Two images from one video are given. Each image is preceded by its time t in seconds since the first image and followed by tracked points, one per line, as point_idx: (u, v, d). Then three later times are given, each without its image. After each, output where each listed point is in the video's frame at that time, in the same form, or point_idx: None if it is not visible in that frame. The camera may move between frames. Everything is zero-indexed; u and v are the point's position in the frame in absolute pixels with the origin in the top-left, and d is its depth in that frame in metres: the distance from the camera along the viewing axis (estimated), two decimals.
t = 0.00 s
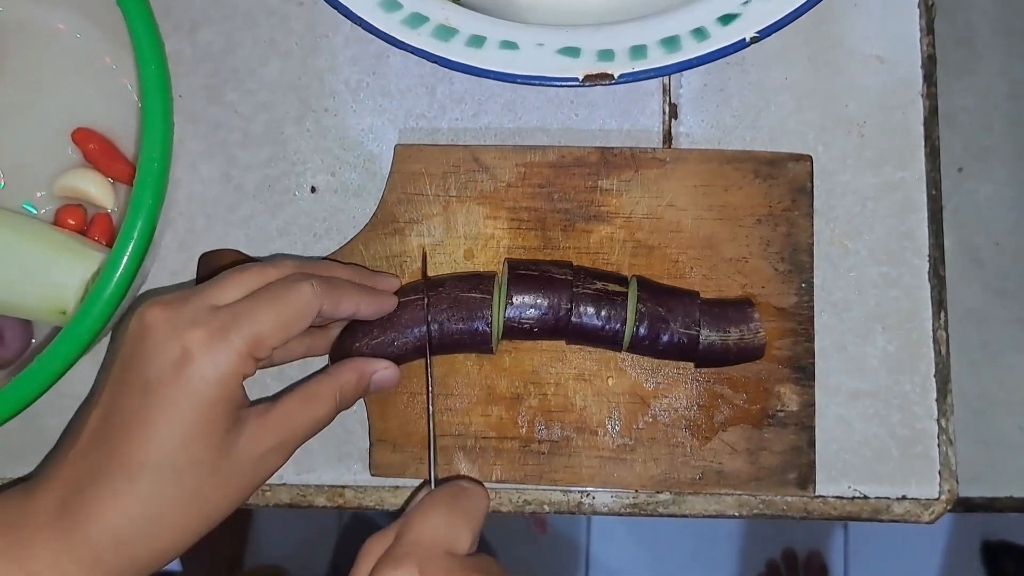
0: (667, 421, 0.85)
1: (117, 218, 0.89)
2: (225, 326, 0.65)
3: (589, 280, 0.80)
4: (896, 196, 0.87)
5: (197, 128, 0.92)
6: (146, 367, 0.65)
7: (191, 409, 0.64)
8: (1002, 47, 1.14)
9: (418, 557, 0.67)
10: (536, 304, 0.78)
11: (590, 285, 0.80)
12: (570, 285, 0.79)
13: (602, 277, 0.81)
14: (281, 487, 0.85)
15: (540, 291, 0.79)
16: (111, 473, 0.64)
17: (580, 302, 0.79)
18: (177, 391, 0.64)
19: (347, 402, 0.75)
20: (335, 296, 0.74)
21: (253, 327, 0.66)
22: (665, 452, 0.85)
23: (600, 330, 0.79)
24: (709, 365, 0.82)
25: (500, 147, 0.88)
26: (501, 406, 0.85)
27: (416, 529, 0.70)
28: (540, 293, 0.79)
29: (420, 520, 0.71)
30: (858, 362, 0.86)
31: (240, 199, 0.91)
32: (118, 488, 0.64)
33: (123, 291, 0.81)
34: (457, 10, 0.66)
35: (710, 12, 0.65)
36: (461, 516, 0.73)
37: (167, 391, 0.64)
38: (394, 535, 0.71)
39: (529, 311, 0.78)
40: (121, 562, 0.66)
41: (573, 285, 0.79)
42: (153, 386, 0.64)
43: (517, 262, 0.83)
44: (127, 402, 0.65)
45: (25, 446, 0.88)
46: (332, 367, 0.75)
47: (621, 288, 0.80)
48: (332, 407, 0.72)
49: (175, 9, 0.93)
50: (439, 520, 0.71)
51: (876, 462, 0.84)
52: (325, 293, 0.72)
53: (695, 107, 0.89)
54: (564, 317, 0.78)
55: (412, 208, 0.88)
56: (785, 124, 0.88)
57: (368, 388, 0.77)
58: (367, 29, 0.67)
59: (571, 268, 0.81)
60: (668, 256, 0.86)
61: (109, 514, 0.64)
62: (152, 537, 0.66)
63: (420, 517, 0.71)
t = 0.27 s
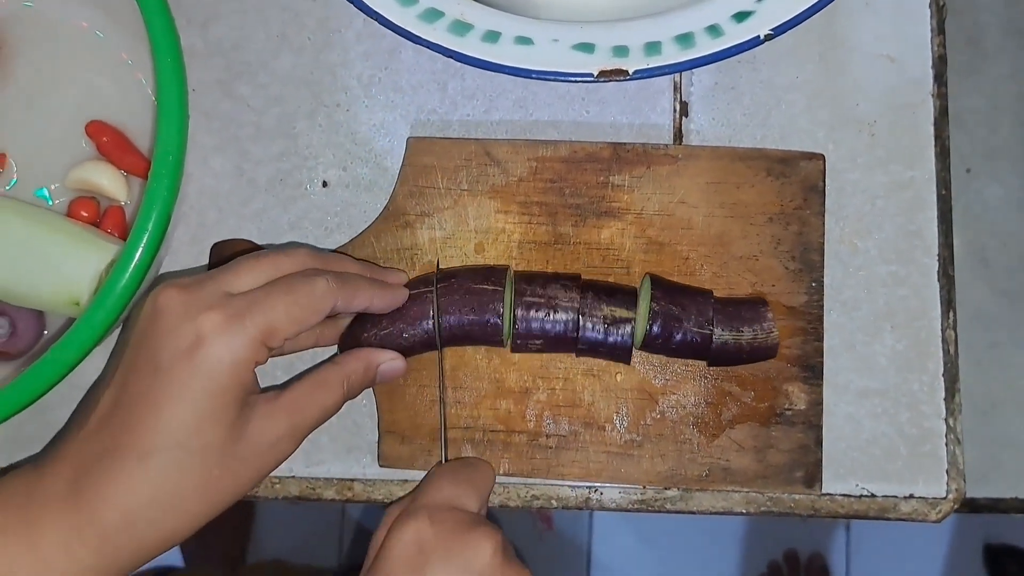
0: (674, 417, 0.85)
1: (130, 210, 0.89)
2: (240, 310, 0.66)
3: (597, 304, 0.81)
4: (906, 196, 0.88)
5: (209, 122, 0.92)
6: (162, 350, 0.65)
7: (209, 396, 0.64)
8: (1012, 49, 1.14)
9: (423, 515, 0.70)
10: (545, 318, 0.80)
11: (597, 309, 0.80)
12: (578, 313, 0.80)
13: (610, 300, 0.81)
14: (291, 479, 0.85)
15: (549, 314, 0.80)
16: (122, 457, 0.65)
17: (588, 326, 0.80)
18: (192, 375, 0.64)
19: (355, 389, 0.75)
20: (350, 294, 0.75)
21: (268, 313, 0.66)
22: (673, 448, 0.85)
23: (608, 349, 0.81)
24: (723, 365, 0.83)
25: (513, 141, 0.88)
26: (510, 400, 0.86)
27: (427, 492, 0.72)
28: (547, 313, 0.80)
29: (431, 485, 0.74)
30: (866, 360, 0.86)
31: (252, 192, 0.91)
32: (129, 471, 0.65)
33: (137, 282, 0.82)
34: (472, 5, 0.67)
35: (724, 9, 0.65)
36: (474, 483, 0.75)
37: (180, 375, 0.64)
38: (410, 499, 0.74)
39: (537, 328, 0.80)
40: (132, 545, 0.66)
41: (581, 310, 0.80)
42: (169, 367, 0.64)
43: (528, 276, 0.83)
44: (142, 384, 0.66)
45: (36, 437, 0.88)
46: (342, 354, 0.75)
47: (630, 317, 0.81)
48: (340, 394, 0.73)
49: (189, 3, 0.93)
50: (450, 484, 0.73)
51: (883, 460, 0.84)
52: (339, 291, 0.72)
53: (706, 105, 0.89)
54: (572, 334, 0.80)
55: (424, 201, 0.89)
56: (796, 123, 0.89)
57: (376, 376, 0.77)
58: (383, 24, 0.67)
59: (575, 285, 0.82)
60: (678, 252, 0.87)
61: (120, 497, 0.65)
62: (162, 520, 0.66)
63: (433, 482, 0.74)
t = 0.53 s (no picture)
0: (686, 414, 0.85)
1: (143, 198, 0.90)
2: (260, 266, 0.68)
3: (629, 295, 0.81)
4: (921, 196, 0.88)
5: (226, 114, 0.93)
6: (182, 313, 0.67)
7: (229, 368, 0.65)
8: None
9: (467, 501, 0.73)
10: (576, 310, 0.81)
11: (630, 301, 0.81)
12: (609, 306, 0.80)
13: (643, 292, 0.81)
14: (303, 471, 0.85)
15: (581, 305, 0.80)
16: (137, 430, 0.65)
17: (619, 318, 0.80)
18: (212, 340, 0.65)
19: (390, 390, 0.75)
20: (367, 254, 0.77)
21: (287, 270, 0.69)
22: (684, 445, 0.85)
23: (640, 342, 0.82)
24: (748, 365, 0.84)
25: (529, 137, 0.89)
26: (522, 393, 0.86)
27: (471, 478, 0.76)
28: (579, 303, 0.80)
29: (472, 472, 0.77)
30: (879, 359, 0.86)
31: (267, 185, 0.92)
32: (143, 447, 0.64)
33: (151, 270, 0.82)
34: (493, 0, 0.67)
35: (744, 6, 0.65)
36: (512, 472, 0.78)
37: (198, 340, 0.65)
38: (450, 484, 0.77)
39: (569, 319, 0.81)
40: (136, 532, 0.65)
41: (613, 301, 0.80)
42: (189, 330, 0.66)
43: (560, 267, 0.83)
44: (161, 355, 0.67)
45: (50, 425, 0.89)
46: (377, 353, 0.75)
47: (661, 309, 0.81)
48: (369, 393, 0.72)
49: None
50: (491, 473, 0.76)
51: (895, 460, 0.84)
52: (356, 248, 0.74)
53: (722, 103, 0.89)
54: (604, 325, 0.81)
55: (439, 195, 0.89)
56: (811, 121, 0.89)
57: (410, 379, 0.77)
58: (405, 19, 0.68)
59: (607, 276, 0.82)
60: (692, 249, 0.87)
61: (130, 475, 0.64)
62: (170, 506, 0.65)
63: (473, 471, 0.77)
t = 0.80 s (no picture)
0: (694, 412, 0.85)
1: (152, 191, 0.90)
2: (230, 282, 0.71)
3: (658, 303, 0.80)
4: (934, 195, 0.87)
5: (235, 107, 0.92)
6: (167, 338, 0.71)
7: (213, 368, 0.67)
8: None
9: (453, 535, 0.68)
10: (604, 313, 0.80)
11: (658, 309, 0.80)
12: (638, 310, 0.80)
13: (672, 300, 0.80)
14: (310, 466, 0.85)
15: (608, 310, 0.80)
16: (137, 443, 0.66)
17: (647, 325, 0.80)
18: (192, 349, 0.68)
19: (381, 373, 0.70)
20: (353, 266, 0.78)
21: (255, 282, 0.71)
22: (692, 443, 0.85)
23: (668, 348, 0.81)
24: (774, 366, 0.83)
25: (538, 132, 0.88)
26: (529, 390, 0.85)
27: (457, 508, 0.70)
28: (606, 310, 0.80)
29: (457, 501, 0.71)
30: (889, 359, 0.85)
31: (276, 178, 0.91)
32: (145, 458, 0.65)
33: (160, 263, 0.82)
34: None
35: (756, 2, 0.70)
36: (499, 497, 0.73)
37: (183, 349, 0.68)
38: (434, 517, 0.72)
39: (596, 324, 0.80)
40: (148, 546, 0.64)
41: (641, 309, 0.80)
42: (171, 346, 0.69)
43: (588, 271, 0.82)
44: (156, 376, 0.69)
45: (57, 417, 0.89)
46: (367, 340, 0.72)
47: (691, 315, 0.80)
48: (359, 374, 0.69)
49: None
50: (479, 501, 0.71)
51: (904, 460, 0.84)
52: (332, 260, 0.75)
53: (733, 99, 0.89)
54: (632, 330, 0.80)
55: (448, 190, 0.88)
56: (823, 119, 0.88)
57: (404, 363, 0.71)
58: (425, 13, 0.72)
59: (635, 283, 0.81)
60: (702, 247, 0.86)
61: (138, 485, 0.65)
62: (178, 515, 0.65)
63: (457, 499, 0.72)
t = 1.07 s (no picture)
0: (698, 408, 0.85)
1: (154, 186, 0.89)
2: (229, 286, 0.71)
3: (662, 291, 0.80)
4: (940, 190, 0.86)
5: (237, 101, 0.92)
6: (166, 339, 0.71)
7: (210, 368, 0.67)
8: None
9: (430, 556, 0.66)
10: (608, 304, 0.80)
11: (662, 298, 0.80)
12: (641, 300, 0.79)
13: (677, 288, 0.80)
14: (313, 461, 0.85)
15: (612, 301, 0.79)
16: (136, 444, 0.66)
17: (652, 315, 0.79)
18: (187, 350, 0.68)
19: (380, 368, 0.70)
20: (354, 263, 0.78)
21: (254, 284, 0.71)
22: (695, 439, 0.84)
23: (672, 339, 0.80)
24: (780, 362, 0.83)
25: (542, 126, 0.88)
26: (532, 385, 0.85)
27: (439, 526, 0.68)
28: (611, 299, 0.79)
29: (440, 520, 0.69)
30: (894, 355, 0.85)
31: (278, 173, 0.91)
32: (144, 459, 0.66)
33: (161, 258, 0.82)
34: None
35: None
36: (484, 517, 0.70)
37: (179, 351, 0.68)
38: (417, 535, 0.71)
39: (600, 314, 0.80)
40: (149, 546, 0.65)
41: (645, 298, 0.80)
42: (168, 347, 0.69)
43: (592, 262, 0.82)
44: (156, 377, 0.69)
45: (59, 412, 0.89)
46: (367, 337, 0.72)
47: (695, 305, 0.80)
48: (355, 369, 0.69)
49: None
50: (461, 521, 0.69)
51: (908, 456, 0.84)
52: (330, 263, 0.76)
53: (738, 94, 0.88)
54: (636, 321, 0.80)
55: (451, 185, 0.88)
56: (829, 114, 0.88)
57: (403, 356, 0.72)
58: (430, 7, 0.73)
59: (640, 272, 0.81)
60: (707, 243, 0.86)
61: (143, 486, 0.65)
62: (177, 515, 0.65)
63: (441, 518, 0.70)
